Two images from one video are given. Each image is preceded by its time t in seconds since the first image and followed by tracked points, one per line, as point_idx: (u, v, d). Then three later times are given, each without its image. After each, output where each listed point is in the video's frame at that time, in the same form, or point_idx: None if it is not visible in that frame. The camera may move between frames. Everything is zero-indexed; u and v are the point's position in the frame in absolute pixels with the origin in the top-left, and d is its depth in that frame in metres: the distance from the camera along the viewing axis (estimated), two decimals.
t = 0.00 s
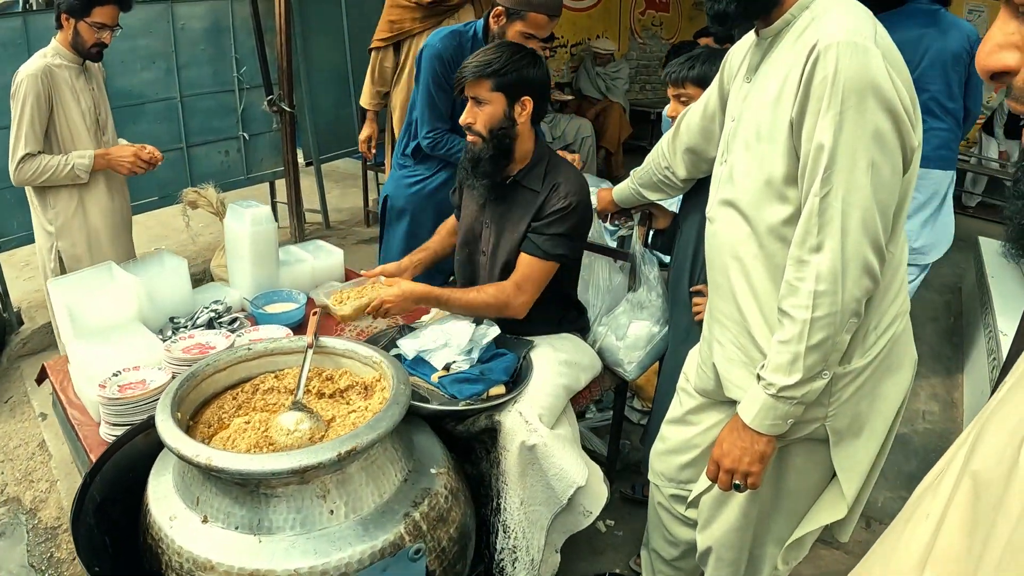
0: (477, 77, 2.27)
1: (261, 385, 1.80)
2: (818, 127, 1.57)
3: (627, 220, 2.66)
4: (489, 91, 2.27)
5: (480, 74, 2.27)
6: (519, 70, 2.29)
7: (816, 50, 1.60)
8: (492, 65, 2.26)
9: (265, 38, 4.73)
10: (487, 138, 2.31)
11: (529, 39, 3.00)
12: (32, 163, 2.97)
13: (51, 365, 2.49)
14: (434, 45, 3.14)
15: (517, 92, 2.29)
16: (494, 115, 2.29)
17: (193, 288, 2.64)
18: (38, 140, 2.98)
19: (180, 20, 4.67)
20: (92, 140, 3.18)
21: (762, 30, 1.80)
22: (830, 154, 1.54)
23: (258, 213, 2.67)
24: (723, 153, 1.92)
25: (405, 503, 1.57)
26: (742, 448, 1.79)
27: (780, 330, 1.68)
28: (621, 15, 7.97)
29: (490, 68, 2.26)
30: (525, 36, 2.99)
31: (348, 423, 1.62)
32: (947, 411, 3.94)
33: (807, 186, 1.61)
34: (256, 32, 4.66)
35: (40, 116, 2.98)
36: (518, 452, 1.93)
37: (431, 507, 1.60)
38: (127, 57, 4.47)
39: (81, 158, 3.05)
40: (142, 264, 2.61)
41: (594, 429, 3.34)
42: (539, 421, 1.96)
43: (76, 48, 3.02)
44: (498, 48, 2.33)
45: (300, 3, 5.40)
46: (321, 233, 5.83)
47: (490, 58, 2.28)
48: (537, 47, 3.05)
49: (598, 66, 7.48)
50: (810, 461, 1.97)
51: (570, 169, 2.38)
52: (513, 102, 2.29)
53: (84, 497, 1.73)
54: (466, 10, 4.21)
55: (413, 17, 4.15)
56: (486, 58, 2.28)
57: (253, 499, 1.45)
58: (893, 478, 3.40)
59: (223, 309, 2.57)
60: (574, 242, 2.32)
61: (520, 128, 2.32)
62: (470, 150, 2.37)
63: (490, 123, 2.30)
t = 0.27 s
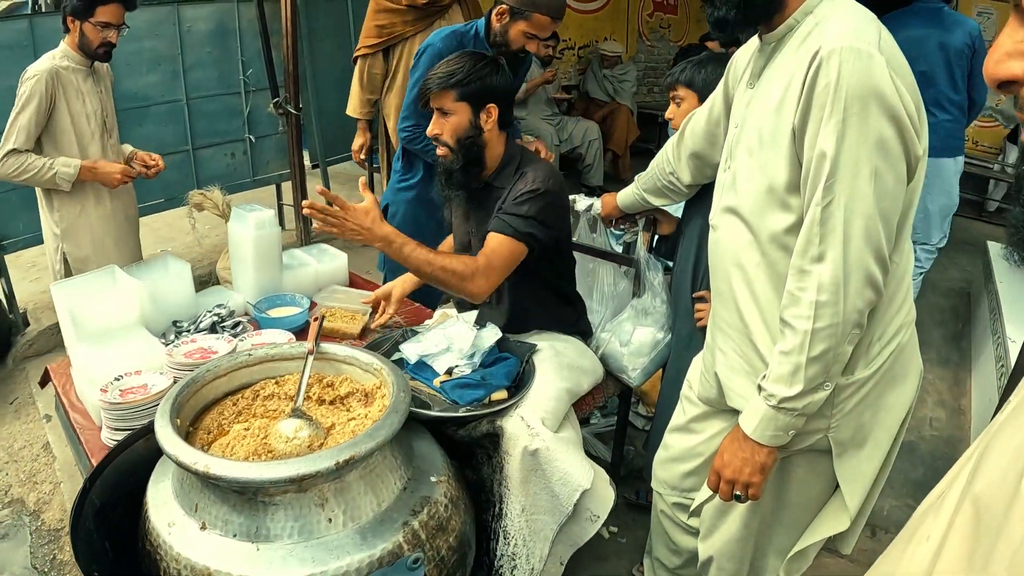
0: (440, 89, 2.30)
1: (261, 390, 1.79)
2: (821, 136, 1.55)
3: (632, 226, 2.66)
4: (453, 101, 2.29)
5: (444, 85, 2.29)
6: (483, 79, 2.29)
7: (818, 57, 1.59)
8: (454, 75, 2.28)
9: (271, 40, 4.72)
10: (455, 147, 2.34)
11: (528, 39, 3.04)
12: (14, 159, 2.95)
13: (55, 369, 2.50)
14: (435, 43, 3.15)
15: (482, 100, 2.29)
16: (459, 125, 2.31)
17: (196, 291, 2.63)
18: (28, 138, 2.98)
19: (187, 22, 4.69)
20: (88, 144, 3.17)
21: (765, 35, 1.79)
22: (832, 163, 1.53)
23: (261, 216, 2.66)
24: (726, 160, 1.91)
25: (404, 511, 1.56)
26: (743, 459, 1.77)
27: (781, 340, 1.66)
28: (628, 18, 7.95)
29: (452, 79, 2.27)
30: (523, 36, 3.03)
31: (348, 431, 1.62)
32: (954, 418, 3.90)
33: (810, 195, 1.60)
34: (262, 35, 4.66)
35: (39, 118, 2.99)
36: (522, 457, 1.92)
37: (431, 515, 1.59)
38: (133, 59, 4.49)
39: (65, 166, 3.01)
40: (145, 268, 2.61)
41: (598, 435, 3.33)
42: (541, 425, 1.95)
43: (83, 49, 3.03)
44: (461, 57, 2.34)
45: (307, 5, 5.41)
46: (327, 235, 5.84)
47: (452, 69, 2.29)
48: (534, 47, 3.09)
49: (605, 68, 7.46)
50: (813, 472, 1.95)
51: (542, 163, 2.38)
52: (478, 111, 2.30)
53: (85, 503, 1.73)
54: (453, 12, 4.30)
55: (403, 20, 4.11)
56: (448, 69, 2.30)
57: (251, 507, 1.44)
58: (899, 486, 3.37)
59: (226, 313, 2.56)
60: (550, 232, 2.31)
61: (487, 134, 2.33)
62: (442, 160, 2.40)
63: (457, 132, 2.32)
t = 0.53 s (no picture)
0: (428, 103, 2.24)
1: (281, 395, 1.79)
2: (844, 146, 1.53)
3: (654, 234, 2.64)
4: (441, 116, 2.24)
5: (432, 100, 2.24)
6: (471, 91, 2.24)
7: (842, 66, 1.56)
8: (441, 89, 2.22)
9: (292, 44, 4.75)
10: (445, 161, 2.30)
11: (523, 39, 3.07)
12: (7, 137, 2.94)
13: (75, 369, 2.51)
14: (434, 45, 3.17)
15: (471, 113, 2.25)
16: (449, 139, 2.26)
17: (216, 294, 2.65)
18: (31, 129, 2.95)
19: (210, 26, 4.73)
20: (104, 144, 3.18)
21: (788, 43, 1.77)
22: (856, 174, 1.50)
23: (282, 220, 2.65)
24: (749, 169, 1.89)
25: (422, 518, 1.55)
26: (763, 470, 1.74)
27: (803, 351, 1.64)
28: (649, 23, 7.93)
29: (439, 93, 2.22)
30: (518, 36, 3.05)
31: (367, 436, 1.61)
32: (976, 429, 3.83)
33: (833, 205, 1.57)
34: (283, 39, 4.70)
35: (54, 115, 2.98)
36: (538, 469, 1.90)
37: (449, 522, 1.58)
38: (157, 63, 4.53)
39: (48, 180, 2.94)
40: (166, 271, 2.62)
41: (617, 442, 3.31)
42: (559, 438, 1.92)
43: (112, 52, 3.06)
44: (449, 69, 2.29)
45: (329, 9, 5.44)
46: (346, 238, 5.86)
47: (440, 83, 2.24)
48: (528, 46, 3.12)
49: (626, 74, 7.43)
50: (834, 484, 1.91)
51: (536, 170, 2.35)
52: (467, 124, 2.26)
53: (103, 504, 1.73)
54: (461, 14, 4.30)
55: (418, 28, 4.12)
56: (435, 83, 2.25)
57: (269, 512, 1.44)
58: (920, 498, 3.31)
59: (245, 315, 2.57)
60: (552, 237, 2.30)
61: (478, 146, 2.30)
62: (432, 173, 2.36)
63: (447, 147, 2.28)
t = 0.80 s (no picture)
0: (423, 132, 2.02)
1: (308, 401, 1.78)
2: (876, 161, 1.50)
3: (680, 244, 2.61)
4: (438, 145, 2.02)
5: (428, 129, 2.01)
6: (468, 116, 2.02)
7: (874, 80, 1.54)
8: (436, 115, 2.01)
9: (316, 49, 4.76)
10: (446, 192, 2.08)
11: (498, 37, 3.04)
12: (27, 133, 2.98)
13: (100, 371, 2.52)
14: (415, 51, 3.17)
15: (471, 138, 2.04)
16: (449, 169, 2.05)
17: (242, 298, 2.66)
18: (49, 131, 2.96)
19: (234, 31, 4.76)
20: (130, 148, 3.20)
21: (819, 55, 1.74)
22: (887, 189, 1.48)
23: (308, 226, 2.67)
24: (779, 181, 1.86)
25: (449, 526, 1.53)
26: (790, 484, 1.71)
27: (832, 366, 1.61)
28: (672, 29, 7.89)
29: (435, 120, 2.00)
30: (493, 35, 3.04)
31: (394, 444, 1.60)
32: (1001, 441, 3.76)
33: (864, 220, 1.54)
34: (307, 44, 4.72)
35: (78, 118, 2.99)
36: (567, 482, 1.89)
37: (475, 531, 1.56)
38: (182, 67, 4.58)
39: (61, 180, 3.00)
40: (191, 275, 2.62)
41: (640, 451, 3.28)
42: (588, 450, 1.90)
43: (142, 59, 3.09)
44: (443, 92, 2.07)
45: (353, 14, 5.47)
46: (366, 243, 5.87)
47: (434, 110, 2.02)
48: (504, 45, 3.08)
49: (649, 81, 7.40)
50: (862, 498, 1.88)
51: (546, 191, 2.17)
52: (467, 150, 2.05)
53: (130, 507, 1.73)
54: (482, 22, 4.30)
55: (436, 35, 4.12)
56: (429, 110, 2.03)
57: (296, 518, 1.43)
58: (944, 512, 3.24)
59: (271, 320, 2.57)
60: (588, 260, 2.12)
61: (480, 174, 2.09)
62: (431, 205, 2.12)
63: (447, 177, 2.06)
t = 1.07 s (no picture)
0: (444, 166, 1.93)
1: (330, 405, 1.79)
2: (897, 173, 1.50)
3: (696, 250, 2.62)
4: (461, 176, 1.95)
5: (449, 163, 1.93)
6: (488, 142, 1.95)
7: (895, 94, 1.54)
8: (456, 147, 1.92)
9: (330, 53, 4.78)
10: (470, 222, 2.02)
11: (465, 34, 3.03)
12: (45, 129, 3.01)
13: (118, 374, 2.54)
14: (389, 58, 3.20)
15: (492, 165, 1.97)
16: (472, 199, 1.99)
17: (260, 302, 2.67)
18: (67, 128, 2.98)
19: (249, 35, 4.79)
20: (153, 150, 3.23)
21: (839, 68, 1.74)
22: (908, 201, 1.48)
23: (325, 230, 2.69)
24: (799, 190, 1.86)
25: (472, 529, 1.54)
26: (809, 489, 1.71)
27: (851, 373, 1.61)
28: (684, 33, 7.89)
29: (455, 152, 1.92)
30: (460, 32, 3.03)
31: (418, 448, 1.61)
32: (1011, 446, 3.75)
33: (884, 230, 1.55)
34: (321, 48, 4.75)
35: (95, 117, 3.01)
36: (586, 488, 1.89)
37: (498, 534, 1.57)
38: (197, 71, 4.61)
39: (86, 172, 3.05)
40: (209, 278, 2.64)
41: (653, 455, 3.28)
42: (607, 457, 1.90)
43: (163, 63, 3.12)
44: (456, 118, 1.97)
45: (366, 17, 5.49)
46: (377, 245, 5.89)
47: (453, 141, 1.93)
48: (473, 41, 3.05)
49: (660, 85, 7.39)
50: (879, 503, 1.87)
51: (565, 209, 2.13)
52: (490, 178, 1.98)
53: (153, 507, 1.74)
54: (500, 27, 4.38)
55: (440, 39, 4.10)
56: (447, 140, 1.94)
57: (322, 521, 1.44)
58: (956, 517, 3.23)
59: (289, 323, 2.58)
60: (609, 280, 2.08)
61: (502, 199, 2.03)
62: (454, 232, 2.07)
63: (471, 207, 2.00)
